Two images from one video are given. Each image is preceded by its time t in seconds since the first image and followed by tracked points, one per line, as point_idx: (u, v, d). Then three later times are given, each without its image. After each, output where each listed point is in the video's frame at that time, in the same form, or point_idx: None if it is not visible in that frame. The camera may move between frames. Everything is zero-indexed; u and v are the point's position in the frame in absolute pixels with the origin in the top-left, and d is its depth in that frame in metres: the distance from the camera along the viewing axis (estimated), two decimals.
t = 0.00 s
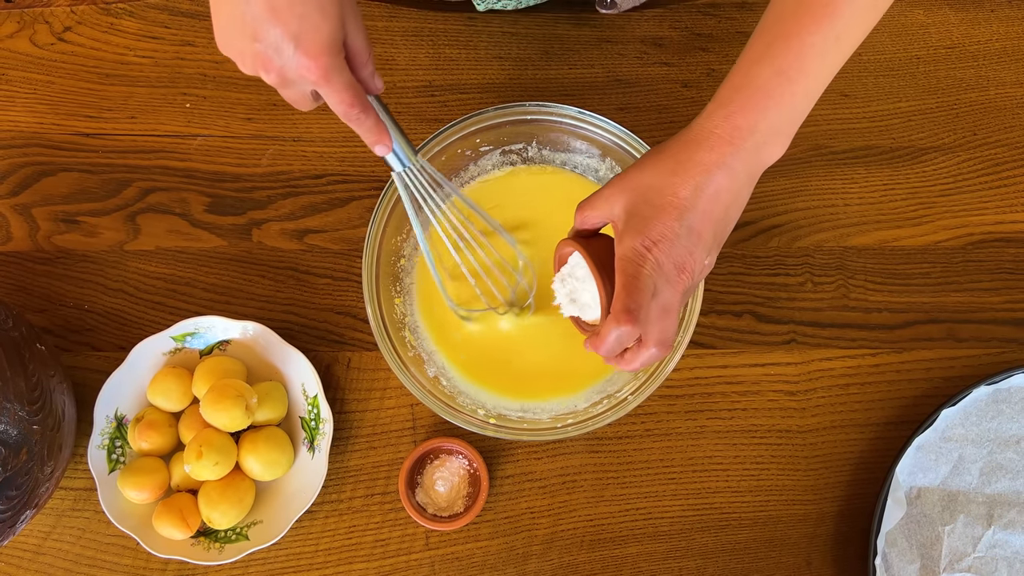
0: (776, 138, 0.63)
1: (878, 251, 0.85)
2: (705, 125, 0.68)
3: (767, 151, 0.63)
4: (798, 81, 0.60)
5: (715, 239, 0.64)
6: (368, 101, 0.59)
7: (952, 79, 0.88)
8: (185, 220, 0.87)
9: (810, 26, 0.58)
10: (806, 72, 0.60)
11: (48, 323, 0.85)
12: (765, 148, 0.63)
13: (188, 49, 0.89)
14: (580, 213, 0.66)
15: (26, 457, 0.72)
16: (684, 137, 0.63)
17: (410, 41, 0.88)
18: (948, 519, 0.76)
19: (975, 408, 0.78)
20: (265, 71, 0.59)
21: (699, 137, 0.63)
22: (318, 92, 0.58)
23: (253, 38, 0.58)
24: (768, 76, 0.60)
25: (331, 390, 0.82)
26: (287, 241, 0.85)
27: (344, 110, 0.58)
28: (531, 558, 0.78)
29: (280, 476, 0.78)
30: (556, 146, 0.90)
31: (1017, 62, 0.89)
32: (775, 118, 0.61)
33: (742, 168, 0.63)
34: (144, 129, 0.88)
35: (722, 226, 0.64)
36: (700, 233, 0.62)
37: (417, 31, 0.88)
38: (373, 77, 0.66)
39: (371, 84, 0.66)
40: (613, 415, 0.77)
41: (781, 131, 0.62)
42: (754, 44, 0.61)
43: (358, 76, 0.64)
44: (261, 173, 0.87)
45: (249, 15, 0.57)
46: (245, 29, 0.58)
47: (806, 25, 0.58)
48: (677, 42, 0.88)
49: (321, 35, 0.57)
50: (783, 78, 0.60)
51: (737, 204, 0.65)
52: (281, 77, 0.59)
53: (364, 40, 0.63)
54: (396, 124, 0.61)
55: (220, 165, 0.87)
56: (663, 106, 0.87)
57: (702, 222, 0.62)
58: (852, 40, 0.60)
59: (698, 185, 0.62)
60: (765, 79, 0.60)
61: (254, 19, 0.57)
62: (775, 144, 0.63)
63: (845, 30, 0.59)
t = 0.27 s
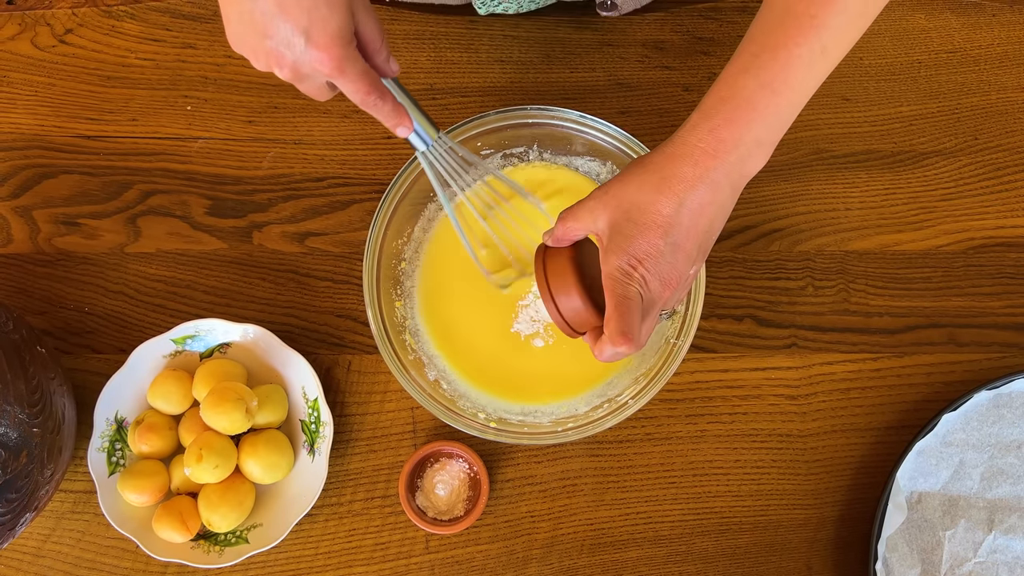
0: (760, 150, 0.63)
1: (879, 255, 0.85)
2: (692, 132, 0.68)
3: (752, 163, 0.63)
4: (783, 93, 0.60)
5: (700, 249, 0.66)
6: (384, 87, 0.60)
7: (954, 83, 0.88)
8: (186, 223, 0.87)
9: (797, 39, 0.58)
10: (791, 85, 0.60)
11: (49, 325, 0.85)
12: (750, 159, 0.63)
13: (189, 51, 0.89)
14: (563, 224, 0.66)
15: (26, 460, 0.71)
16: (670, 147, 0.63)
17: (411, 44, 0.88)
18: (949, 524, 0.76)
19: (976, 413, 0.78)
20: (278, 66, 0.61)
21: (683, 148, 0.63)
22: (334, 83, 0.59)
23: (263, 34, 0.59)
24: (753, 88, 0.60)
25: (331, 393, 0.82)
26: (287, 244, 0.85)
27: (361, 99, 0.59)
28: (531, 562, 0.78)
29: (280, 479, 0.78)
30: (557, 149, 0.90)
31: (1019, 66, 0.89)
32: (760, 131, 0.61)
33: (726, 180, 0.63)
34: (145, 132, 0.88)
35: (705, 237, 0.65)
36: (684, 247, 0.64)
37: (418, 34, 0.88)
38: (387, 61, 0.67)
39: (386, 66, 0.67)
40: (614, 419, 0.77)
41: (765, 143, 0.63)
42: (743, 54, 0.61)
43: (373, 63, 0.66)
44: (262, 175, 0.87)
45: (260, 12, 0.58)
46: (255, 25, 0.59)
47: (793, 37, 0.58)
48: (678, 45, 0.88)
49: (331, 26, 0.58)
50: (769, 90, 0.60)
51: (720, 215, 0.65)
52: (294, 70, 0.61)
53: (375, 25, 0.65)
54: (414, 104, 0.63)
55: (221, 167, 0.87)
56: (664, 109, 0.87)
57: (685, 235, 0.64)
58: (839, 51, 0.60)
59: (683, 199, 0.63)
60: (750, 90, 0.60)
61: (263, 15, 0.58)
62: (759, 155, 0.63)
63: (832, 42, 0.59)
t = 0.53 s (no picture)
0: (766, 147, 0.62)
1: (878, 257, 0.85)
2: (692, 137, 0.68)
3: (759, 160, 0.62)
4: (789, 89, 0.60)
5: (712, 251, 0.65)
6: (401, 83, 0.57)
7: (953, 86, 0.88)
8: (187, 224, 0.87)
9: (803, 33, 0.58)
10: (797, 79, 0.59)
11: (49, 326, 0.85)
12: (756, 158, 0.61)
13: (190, 53, 0.89)
14: (568, 233, 0.66)
15: (26, 461, 0.71)
16: (676, 148, 0.62)
17: (411, 46, 0.88)
18: (948, 526, 0.76)
19: (975, 415, 0.78)
20: (293, 70, 0.58)
21: (691, 148, 0.61)
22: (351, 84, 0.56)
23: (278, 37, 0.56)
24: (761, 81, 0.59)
25: (331, 394, 0.82)
26: (288, 245, 0.86)
27: (380, 97, 0.57)
28: (531, 564, 0.78)
29: (280, 480, 0.78)
30: (557, 151, 0.90)
31: (1018, 69, 0.89)
32: (767, 126, 0.60)
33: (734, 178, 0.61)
34: (146, 133, 0.88)
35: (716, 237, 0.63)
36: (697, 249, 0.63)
37: (419, 36, 0.88)
38: (402, 57, 0.65)
39: (402, 61, 0.65)
40: (614, 420, 0.77)
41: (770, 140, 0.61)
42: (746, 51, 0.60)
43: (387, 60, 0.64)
44: (263, 177, 0.87)
45: (273, 15, 0.56)
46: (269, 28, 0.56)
47: (800, 30, 0.58)
48: (678, 48, 0.88)
49: (345, 24, 0.56)
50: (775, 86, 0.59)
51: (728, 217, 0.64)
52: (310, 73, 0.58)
53: (385, 20, 0.62)
54: (431, 99, 0.60)
55: (222, 169, 0.87)
56: (664, 112, 0.87)
57: (698, 238, 0.62)
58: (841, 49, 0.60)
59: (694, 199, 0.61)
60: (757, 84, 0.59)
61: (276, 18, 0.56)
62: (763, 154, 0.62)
63: (836, 39, 0.59)
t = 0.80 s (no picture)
0: (756, 147, 0.61)
1: (877, 259, 0.85)
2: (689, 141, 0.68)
3: (749, 160, 0.61)
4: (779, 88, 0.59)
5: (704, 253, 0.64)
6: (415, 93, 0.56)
7: (952, 88, 0.89)
8: (186, 225, 0.87)
9: (794, 33, 0.57)
10: (787, 78, 0.59)
11: (49, 327, 0.85)
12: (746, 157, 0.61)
13: (190, 54, 0.89)
14: (565, 236, 0.66)
15: (25, 462, 0.71)
16: (663, 148, 0.62)
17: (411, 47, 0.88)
18: (947, 527, 0.76)
19: (974, 416, 0.78)
20: (309, 84, 0.57)
21: (676, 149, 0.61)
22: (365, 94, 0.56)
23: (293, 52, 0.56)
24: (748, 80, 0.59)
25: (330, 395, 0.82)
26: (287, 246, 0.86)
27: (395, 108, 0.55)
28: (530, 565, 0.78)
29: (279, 481, 0.78)
30: (557, 152, 0.90)
31: (1017, 71, 0.89)
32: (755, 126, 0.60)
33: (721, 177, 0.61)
34: (146, 134, 0.89)
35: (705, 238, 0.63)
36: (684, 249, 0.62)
37: (419, 37, 0.88)
38: (414, 66, 0.63)
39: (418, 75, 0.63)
40: (613, 421, 0.77)
41: (760, 140, 0.60)
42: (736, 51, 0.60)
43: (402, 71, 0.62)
44: (263, 178, 0.87)
45: (286, 31, 0.56)
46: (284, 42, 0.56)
47: (789, 29, 0.57)
48: (678, 49, 0.88)
49: (358, 36, 0.55)
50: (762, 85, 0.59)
51: (719, 218, 0.63)
52: (325, 86, 0.57)
53: (400, 30, 0.61)
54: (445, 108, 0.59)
55: (221, 169, 0.88)
56: (663, 113, 0.88)
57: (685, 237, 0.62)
58: (837, 48, 0.59)
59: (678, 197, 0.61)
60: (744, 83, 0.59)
61: (292, 32, 0.55)
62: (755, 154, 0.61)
63: (830, 38, 0.58)
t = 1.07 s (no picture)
0: (750, 143, 0.61)
1: (875, 260, 0.85)
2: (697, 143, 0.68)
3: (743, 155, 0.61)
4: (774, 84, 0.59)
5: (700, 249, 0.62)
6: (407, 103, 0.60)
7: (950, 89, 0.89)
8: (184, 226, 0.87)
9: (786, 29, 0.57)
10: (782, 75, 0.59)
11: (46, 328, 0.85)
12: (740, 154, 0.61)
13: (188, 55, 0.89)
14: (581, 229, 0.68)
15: (21, 463, 0.71)
16: (660, 139, 0.63)
17: (409, 49, 0.88)
18: (945, 528, 0.76)
19: (972, 417, 0.78)
20: (300, 92, 0.61)
21: (670, 139, 0.62)
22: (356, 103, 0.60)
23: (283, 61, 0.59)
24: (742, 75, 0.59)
25: (328, 396, 0.82)
26: (285, 247, 0.85)
27: (387, 118, 0.60)
28: (528, 566, 0.78)
29: (277, 483, 0.78)
30: (555, 154, 0.90)
31: (1014, 72, 0.89)
32: (747, 120, 0.60)
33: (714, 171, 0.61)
34: (144, 135, 0.89)
35: (699, 230, 0.62)
36: (674, 237, 0.61)
37: (417, 39, 0.88)
38: (409, 77, 0.65)
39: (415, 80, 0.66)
40: (611, 422, 0.77)
41: (754, 136, 0.60)
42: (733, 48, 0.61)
43: (395, 80, 0.64)
44: (261, 179, 0.87)
45: (279, 42, 0.58)
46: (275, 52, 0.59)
47: (783, 25, 0.58)
48: (676, 51, 0.88)
49: (348, 49, 0.57)
50: (755, 80, 0.59)
51: (714, 214, 0.62)
52: (316, 94, 0.60)
53: (394, 41, 0.62)
54: (437, 114, 0.63)
55: (219, 170, 0.87)
56: (661, 114, 0.88)
57: (677, 225, 0.61)
58: (837, 49, 0.59)
59: (667, 182, 0.60)
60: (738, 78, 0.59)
61: (282, 43, 0.58)
62: (750, 152, 0.61)
63: (828, 38, 0.58)
